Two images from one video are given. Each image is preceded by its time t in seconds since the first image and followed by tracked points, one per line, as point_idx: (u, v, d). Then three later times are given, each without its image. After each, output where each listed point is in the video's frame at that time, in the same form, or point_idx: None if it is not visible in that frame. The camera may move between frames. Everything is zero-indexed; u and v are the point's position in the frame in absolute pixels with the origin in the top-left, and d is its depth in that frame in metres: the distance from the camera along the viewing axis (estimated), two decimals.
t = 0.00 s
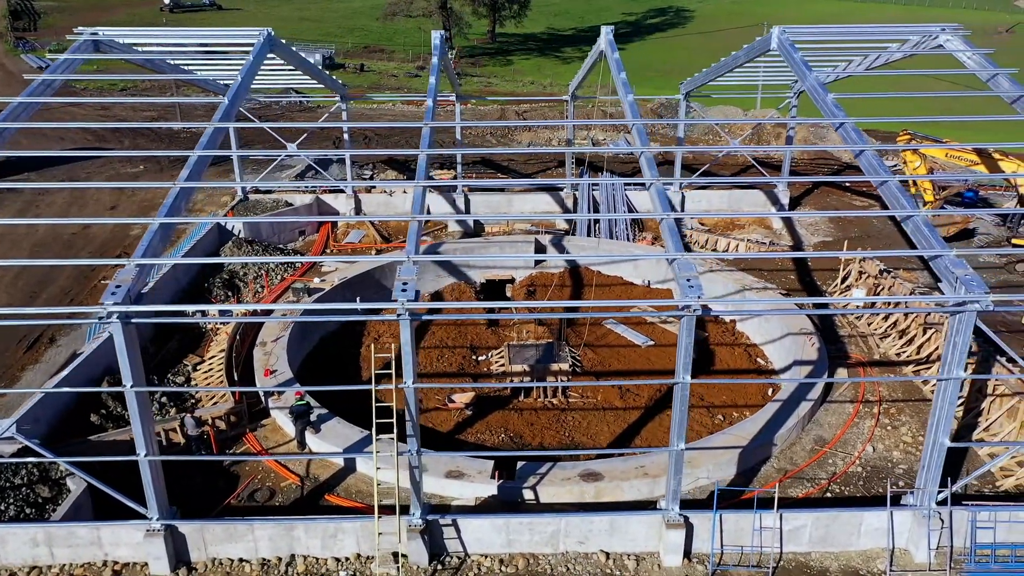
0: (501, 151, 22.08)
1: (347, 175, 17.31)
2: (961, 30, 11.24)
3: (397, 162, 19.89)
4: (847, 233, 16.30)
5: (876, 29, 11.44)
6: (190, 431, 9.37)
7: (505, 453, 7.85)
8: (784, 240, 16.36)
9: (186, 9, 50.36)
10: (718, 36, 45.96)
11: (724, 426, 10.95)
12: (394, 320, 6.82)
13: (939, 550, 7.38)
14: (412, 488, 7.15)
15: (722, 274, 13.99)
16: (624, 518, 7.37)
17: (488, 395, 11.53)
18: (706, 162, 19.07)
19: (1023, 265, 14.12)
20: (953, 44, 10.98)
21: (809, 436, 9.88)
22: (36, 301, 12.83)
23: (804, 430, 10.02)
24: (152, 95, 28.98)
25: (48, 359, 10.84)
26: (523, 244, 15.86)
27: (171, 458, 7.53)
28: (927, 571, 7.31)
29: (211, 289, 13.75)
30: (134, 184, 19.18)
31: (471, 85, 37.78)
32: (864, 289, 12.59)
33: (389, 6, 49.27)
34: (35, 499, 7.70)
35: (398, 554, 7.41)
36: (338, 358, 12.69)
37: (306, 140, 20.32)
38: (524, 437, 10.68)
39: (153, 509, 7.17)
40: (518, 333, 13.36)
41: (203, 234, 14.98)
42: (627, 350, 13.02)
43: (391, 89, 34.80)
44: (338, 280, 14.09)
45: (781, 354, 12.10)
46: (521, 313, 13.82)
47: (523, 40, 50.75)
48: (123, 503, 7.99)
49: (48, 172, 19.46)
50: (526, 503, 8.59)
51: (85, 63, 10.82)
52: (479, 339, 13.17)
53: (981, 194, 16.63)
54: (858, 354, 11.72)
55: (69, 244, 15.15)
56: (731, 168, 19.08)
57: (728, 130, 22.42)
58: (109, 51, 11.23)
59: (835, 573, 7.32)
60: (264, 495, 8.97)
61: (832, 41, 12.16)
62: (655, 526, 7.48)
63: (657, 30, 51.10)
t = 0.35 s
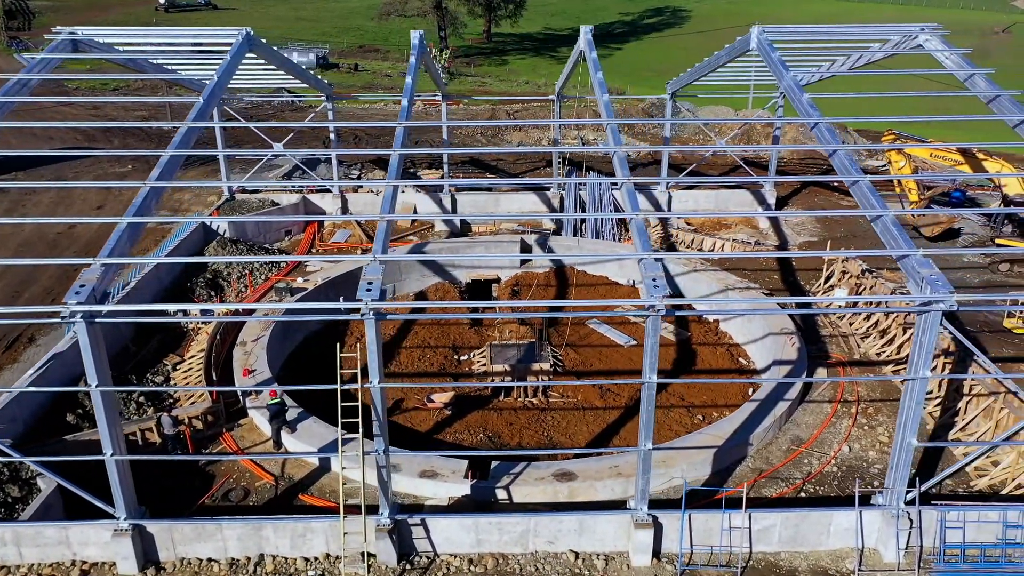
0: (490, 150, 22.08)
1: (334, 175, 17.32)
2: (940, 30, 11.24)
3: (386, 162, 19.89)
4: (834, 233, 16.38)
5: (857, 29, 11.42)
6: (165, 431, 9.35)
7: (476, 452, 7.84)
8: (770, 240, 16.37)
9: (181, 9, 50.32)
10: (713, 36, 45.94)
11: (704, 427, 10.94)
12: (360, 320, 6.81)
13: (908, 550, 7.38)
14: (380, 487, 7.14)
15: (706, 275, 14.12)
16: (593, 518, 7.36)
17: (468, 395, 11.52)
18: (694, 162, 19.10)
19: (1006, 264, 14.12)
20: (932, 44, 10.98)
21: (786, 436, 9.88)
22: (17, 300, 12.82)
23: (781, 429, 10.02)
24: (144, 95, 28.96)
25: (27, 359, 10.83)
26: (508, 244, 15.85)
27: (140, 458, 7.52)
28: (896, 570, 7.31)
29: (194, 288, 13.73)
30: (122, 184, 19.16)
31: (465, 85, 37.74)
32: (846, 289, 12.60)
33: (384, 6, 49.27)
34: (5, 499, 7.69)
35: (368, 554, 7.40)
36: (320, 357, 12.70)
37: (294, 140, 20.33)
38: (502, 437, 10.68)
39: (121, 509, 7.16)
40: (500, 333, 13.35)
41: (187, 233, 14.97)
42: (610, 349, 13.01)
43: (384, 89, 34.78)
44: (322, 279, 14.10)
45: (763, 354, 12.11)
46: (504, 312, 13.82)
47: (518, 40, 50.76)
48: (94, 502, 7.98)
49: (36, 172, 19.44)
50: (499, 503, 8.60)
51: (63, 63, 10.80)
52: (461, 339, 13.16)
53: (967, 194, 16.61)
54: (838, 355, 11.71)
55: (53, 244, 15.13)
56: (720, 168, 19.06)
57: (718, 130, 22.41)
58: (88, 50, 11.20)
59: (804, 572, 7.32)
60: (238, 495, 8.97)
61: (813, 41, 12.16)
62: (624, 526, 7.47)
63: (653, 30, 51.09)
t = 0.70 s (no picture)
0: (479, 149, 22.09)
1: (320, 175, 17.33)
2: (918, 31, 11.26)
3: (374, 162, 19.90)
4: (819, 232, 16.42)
5: (835, 30, 11.44)
6: (139, 431, 9.36)
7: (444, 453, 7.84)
8: (755, 240, 16.40)
9: (176, 9, 50.34)
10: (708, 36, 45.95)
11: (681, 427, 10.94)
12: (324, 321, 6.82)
13: (875, 550, 7.40)
14: (346, 487, 7.15)
15: (689, 275, 14.17)
16: (560, 518, 7.38)
17: (447, 395, 11.52)
18: (681, 162, 19.12)
19: (988, 265, 14.14)
20: (909, 45, 11.00)
21: (761, 437, 9.89)
22: None
23: (757, 430, 10.03)
24: (136, 95, 28.99)
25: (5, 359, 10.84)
26: (493, 244, 15.87)
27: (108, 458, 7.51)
28: (862, 570, 7.33)
29: (176, 289, 13.74)
30: (109, 184, 19.17)
31: (458, 85, 37.74)
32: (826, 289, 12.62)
33: (379, 6, 49.29)
34: None
35: (335, 554, 7.41)
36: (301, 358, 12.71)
37: (282, 140, 20.34)
38: (480, 437, 10.68)
39: (87, 510, 7.16)
40: (482, 334, 13.36)
41: (171, 233, 14.97)
42: (591, 350, 13.01)
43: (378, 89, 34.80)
44: (305, 280, 14.12)
45: (743, 354, 12.11)
46: (487, 312, 13.82)
47: (514, 40, 50.80)
48: (63, 502, 7.98)
49: (23, 172, 19.44)
50: (471, 503, 8.61)
51: (40, 63, 10.80)
52: (443, 339, 13.16)
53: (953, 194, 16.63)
54: (817, 355, 11.72)
55: (36, 244, 15.14)
56: (707, 168, 19.07)
57: (707, 130, 22.42)
58: (65, 51, 11.20)
59: (770, 573, 7.32)
60: (212, 495, 8.97)
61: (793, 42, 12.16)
62: (591, 526, 7.49)
63: (648, 31, 51.11)
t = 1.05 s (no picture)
0: (470, 150, 22.14)
1: (308, 176, 17.38)
2: (898, 32, 11.28)
3: (363, 163, 19.94)
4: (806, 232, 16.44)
5: (814, 31, 11.47)
6: (117, 432, 9.38)
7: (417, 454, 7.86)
8: (742, 241, 16.46)
9: (172, 9, 50.41)
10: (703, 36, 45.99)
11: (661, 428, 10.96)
12: (293, 322, 6.85)
13: (845, 550, 7.43)
14: (317, 487, 7.17)
15: (673, 276, 14.23)
16: (530, 519, 7.40)
17: (428, 395, 11.55)
18: (669, 163, 19.17)
19: (973, 265, 14.17)
20: (889, 46, 11.03)
21: (739, 437, 9.91)
22: None
23: (735, 431, 10.05)
24: (129, 95, 29.03)
25: None
26: (479, 244, 15.90)
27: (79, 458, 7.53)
28: (832, 571, 7.35)
29: (160, 289, 13.76)
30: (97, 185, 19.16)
31: (453, 85, 37.74)
32: (809, 289, 12.65)
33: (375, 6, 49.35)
34: None
35: (307, 554, 7.41)
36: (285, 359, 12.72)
37: (272, 141, 20.39)
38: (460, 438, 10.70)
39: (58, 510, 7.18)
40: (466, 334, 13.38)
41: (157, 233, 14.98)
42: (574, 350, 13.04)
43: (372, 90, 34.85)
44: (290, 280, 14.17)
45: (724, 355, 12.13)
46: (471, 312, 13.84)
47: (510, 40, 50.86)
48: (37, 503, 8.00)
49: (12, 173, 19.46)
50: (446, 504, 8.63)
51: (20, 64, 10.83)
52: (426, 339, 13.18)
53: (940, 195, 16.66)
54: (798, 355, 11.74)
55: (23, 245, 15.15)
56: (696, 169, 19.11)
57: (698, 131, 22.45)
58: (46, 53, 11.21)
59: (740, 573, 7.35)
60: (188, 495, 8.98)
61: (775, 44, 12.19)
62: (563, 527, 7.51)
63: (644, 31, 51.16)
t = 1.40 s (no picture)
0: (460, 149, 22.17)
1: (296, 176, 17.42)
2: (877, 33, 11.31)
3: (353, 163, 19.98)
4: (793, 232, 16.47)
5: (794, 32, 11.51)
6: (94, 432, 9.40)
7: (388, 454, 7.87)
8: (728, 241, 16.49)
9: (168, 8, 50.47)
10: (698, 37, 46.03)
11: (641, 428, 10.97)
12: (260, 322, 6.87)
13: (814, 551, 7.44)
14: (285, 487, 7.19)
15: (657, 276, 14.28)
16: (499, 518, 7.42)
17: (408, 395, 11.56)
18: (657, 163, 19.21)
19: (956, 266, 14.20)
20: (868, 47, 11.06)
21: (715, 437, 9.93)
22: None
23: (712, 431, 10.06)
24: (121, 95, 29.07)
25: None
26: (465, 244, 15.92)
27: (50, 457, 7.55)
28: (800, 571, 7.37)
29: (144, 289, 13.78)
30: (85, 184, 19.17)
31: (447, 85, 37.73)
32: (790, 290, 12.69)
33: (371, 6, 49.38)
34: None
35: (276, 554, 7.42)
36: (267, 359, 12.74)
37: (261, 141, 20.43)
38: (439, 437, 10.70)
39: (27, 510, 7.19)
40: (449, 334, 13.40)
41: (142, 233, 15.00)
42: (557, 350, 13.06)
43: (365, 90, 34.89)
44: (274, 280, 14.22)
45: (705, 354, 12.16)
46: (455, 313, 13.86)
47: (506, 40, 50.90)
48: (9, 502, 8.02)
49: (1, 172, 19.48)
50: (420, 503, 8.65)
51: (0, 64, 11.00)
52: (409, 339, 13.19)
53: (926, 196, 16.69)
54: (779, 356, 11.77)
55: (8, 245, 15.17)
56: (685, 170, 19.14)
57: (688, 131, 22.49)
58: (27, 53, 11.35)
59: (709, 573, 7.37)
60: (164, 495, 9.01)
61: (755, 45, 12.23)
62: (533, 526, 7.53)
63: (640, 31, 51.20)
